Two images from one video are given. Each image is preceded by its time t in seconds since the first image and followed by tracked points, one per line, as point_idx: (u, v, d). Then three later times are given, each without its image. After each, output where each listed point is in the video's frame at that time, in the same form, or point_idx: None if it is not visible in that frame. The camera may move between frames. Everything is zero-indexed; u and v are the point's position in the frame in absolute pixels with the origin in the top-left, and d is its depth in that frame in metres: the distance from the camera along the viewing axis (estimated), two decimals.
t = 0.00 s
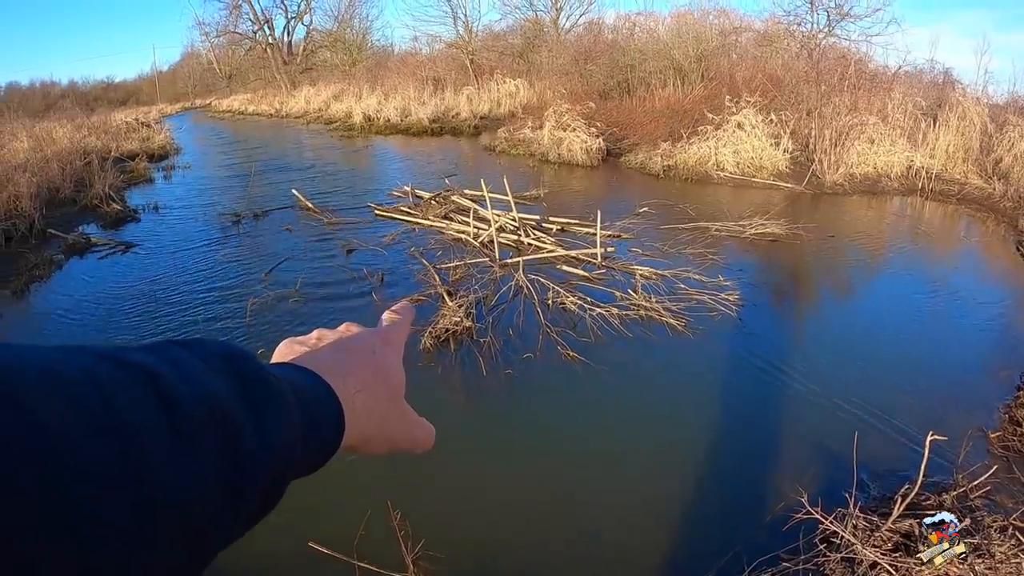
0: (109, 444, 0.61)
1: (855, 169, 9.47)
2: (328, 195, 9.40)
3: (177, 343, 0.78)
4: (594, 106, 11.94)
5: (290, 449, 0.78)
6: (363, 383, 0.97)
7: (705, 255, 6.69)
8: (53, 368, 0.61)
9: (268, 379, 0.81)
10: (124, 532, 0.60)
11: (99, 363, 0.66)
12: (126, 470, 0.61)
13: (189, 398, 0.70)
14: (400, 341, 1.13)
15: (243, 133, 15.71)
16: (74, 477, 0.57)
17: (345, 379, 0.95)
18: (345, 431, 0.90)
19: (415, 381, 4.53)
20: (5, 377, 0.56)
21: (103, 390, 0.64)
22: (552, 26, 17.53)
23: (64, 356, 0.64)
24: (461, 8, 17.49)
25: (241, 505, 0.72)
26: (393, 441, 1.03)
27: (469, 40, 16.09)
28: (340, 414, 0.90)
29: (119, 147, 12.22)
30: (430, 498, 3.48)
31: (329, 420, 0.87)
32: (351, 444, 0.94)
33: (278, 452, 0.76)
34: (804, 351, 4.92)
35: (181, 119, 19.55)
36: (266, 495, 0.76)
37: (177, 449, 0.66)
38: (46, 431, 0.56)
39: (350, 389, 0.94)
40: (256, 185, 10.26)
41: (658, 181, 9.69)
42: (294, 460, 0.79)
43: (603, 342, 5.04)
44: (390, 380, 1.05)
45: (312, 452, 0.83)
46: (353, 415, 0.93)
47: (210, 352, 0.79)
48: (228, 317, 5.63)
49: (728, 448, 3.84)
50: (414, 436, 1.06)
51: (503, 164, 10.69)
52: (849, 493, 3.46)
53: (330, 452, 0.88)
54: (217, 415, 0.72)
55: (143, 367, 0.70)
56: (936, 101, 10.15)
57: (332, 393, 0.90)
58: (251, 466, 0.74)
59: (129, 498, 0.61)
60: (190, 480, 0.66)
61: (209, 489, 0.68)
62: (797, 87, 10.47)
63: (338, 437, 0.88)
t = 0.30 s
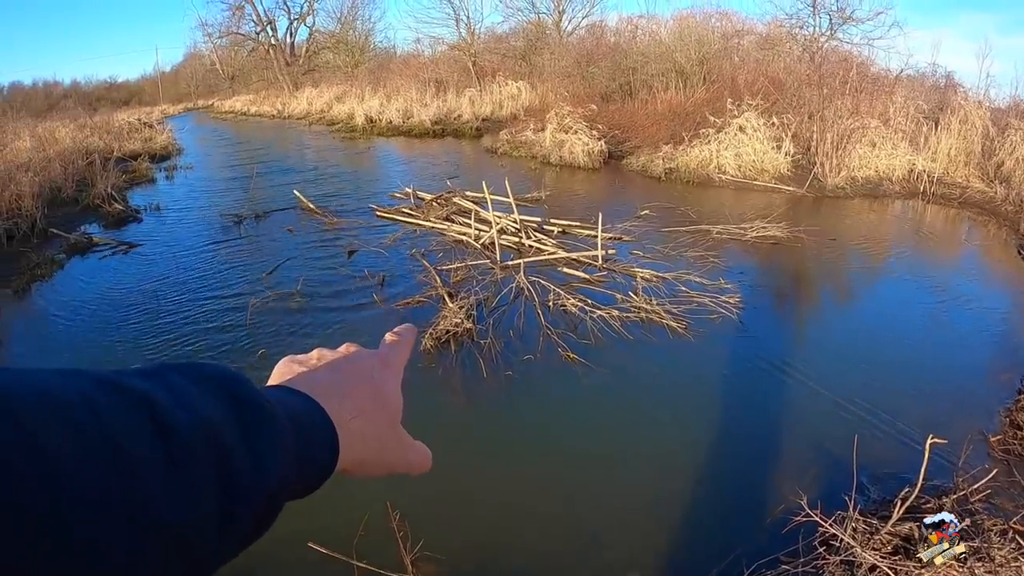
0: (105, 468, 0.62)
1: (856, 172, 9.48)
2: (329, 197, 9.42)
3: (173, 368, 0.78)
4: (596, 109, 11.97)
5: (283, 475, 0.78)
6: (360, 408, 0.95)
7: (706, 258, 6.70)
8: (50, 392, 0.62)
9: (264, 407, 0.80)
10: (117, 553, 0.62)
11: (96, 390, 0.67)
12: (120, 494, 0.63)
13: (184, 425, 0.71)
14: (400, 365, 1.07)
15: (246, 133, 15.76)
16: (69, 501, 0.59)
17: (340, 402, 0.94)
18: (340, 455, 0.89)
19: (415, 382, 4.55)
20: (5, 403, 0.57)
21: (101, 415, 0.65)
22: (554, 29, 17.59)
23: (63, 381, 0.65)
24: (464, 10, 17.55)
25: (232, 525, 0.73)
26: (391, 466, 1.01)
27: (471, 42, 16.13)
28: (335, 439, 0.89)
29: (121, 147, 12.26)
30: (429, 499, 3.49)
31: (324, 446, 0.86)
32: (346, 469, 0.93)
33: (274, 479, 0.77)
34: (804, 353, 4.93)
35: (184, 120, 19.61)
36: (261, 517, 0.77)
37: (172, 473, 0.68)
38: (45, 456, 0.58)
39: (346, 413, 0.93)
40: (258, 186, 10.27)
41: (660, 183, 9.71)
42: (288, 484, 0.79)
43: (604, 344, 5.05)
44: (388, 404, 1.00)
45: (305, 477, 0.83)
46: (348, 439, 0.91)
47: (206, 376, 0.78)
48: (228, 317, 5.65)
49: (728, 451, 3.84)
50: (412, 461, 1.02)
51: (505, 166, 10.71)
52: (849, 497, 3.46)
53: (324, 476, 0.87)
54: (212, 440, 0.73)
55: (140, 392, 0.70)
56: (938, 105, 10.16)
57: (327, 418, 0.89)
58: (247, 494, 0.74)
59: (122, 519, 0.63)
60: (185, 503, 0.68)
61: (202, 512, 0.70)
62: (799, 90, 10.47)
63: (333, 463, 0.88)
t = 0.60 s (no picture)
0: (100, 470, 0.62)
1: (856, 174, 9.50)
2: (330, 198, 9.44)
3: (168, 373, 0.77)
4: (597, 111, 11.99)
5: (276, 480, 0.76)
6: (353, 414, 0.92)
7: (705, 260, 6.72)
8: (49, 395, 0.62)
9: (257, 410, 0.78)
10: (107, 553, 0.61)
11: (91, 393, 0.66)
12: (114, 496, 0.62)
13: (179, 428, 0.70)
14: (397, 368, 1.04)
15: (248, 134, 15.80)
16: (67, 504, 0.59)
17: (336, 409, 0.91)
18: (333, 463, 0.87)
19: (414, 382, 4.56)
20: (5, 405, 0.58)
21: (97, 418, 0.64)
22: (556, 31, 17.65)
23: (61, 384, 0.64)
24: (466, 11, 17.59)
25: (222, 529, 0.72)
26: (384, 472, 0.98)
27: (473, 44, 16.17)
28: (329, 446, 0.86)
29: (123, 147, 12.29)
30: (427, 499, 3.50)
31: (318, 451, 0.84)
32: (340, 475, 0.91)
33: (263, 484, 0.74)
34: (802, 355, 4.94)
35: (186, 120, 19.68)
36: (253, 517, 0.75)
37: (165, 475, 0.67)
38: (40, 458, 0.58)
39: (339, 420, 0.90)
40: (260, 186, 10.30)
41: (660, 186, 9.73)
42: (281, 490, 0.77)
43: (603, 345, 5.06)
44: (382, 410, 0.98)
45: (299, 482, 0.81)
46: (341, 446, 0.89)
47: (204, 379, 0.77)
48: (229, 317, 5.67)
49: (726, 452, 3.86)
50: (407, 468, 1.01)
51: (506, 168, 10.74)
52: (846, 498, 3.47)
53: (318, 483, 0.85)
54: (206, 445, 0.71)
55: (135, 394, 0.69)
56: (939, 108, 10.17)
57: (321, 424, 0.86)
58: (237, 496, 0.72)
59: (116, 520, 0.62)
60: (179, 504, 0.67)
61: (192, 515, 0.69)
62: (800, 92, 10.49)
63: (326, 470, 0.85)
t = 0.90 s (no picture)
0: (94, 448, 0.61)
1: (856, 177, 9.52)
2: (331, 198, 9.47)
3: (169, 360, 0.77)
4: (597, 113, 12.03)
5: (269, 462, 0.73)
6: (356, 405, 0.90)
7: (704, 261, 6.75)
8: (49, 375, 0.62)
9: (256, 392, 0.77)
10: (94, 534, 0.60)
11: (93, 375, 0.65)
12: (106, 475, 0.61)
13: (175, 406, 0.68)
14: (403, 364, 1.03)
15: (249, 135, 15.86)
16: (66, 482, 0.58)
17: (337, 399, 0.89)
18: (332, 450, 0.85)
19: (413, 382, 4.59)
20: (7, 383, 0.58)
21: (96, 398, 0.64)
22: (557, 33, 17.71)
23: (61, 365, 0.64)
24: (468, 13, 17.65)
25: (212, 517, 0.70)
26: (388, 466, 0.96)
27: (474, 46, 16.22)
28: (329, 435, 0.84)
29: (124, 147, 12.34)
30: (424, 499, 3.52)
31: (317, 440, 0.81)
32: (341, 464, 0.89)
33: (257, 469, 0.72)
34: (799, 356, 4.97)
35: (186, 121, 19.73)
36: (244, 505, 0.73)
37: (159, 456, 0.65)
38: (34, 432, 0.57)
39: (341, 410, 0.88)
40: (261, 187, 10.34)
41: (660, 187, 9.76)
42: (278, 475, 0.74)
43: (601, 345, 5.09)
44: (384, 404, 0.96)
45: (294, 475, 0.78)
46: (341, 434, 0.86)
47: (201, 367, 0.76)
48: (229, 316, 5.70)
49: (723, 453, 3.88)
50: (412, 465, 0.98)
51: (507, 170, 10.77)
52: (842, 498, 3.50)
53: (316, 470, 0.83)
54: (198, 425, 0.69)
55: (135, 377, 0.69)
56: (939, 110, 10.19)
57: (323, 413, 0.84)
58: (229, 479, 0.70)
59: (107, 499, 0.61)
60: (170, 486, 0.65)
61: (183, 499, 0.66)
62: (800, 95, 10.53)
63: (325, 458, 0.82)
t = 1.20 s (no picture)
0: (113, 428, 0.63)
1: (856, 179, 9.54)
2: (332, 199, 9.50)
3: (183, 344, 0.78)
4: (598, 115, 12.05)
5: (278, 446, 0.74)
6: (359, 395, 0.92)
7: (705, 263, 6.77)
8: (69, 357, 0.64)
9: (265, 378, 0.79)
10: (109, 510, 0.62)
11: (112, 357, 0.67)
12: (123, 451, 0.63)
13: (188, 390, 0.70)
14: (404, 361, 1.04)
15: (250, 135, 15.89)
16: (86, 464, 0.60)
17: (341, 390, 0.91)
18: (337, 439, 0.86)
19: (412, 382, 4.61)
20: (33, 366, 0.60)
21: (115, 380, 0.66)
22: (558, 36, 17.75)
23: (82, 346, 0.66)
24: (469, 15, 17.69)
25: (221, 499, 0.72)
26: (391, 458, 0.97)
27: (475, 47, 16.25)
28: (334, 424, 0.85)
29: (126, 147, 12.36)
30: (421, 498, 3.53)
31: (323, 429, 0.83)
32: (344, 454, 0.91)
33: (266, 451, 0.73)
34: (798, 358, 4.99)
35: (187, 121, 19.77)
36: (249, 489, 0.74)
37: (172, 436, 0.67)
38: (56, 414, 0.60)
39: (345, 399, 0.90)
40: (261, 187, 10.35)
41: (661, 189, 9.77)
42: (286, 458, 0.76)
43: (600, 346, 5.10)
44: (387, 397, 0.98)
45: (300, 461, 0.80)
46: (345, 423, 0.88)
47: (213, 353, 0.78)
48: (230, 315, 5.71)
49: (721, 453, 3.90)
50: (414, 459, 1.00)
51: (508, 171, 10.79)
52: (840, 498, 3.52)
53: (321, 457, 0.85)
54: (210, 409, 0.71)
55: (152, 359, 0.71)
56: (940, 113, 10.21)
57: (328, 403, 0.86)
58: (239, 459, 0.72)
59: (121, 478, 0.63)
60: (184, 464, 0.67)
61: (196, 478, 0.68)
62: (801, 97, 10.54)
63: (329, 446, 0.84)
